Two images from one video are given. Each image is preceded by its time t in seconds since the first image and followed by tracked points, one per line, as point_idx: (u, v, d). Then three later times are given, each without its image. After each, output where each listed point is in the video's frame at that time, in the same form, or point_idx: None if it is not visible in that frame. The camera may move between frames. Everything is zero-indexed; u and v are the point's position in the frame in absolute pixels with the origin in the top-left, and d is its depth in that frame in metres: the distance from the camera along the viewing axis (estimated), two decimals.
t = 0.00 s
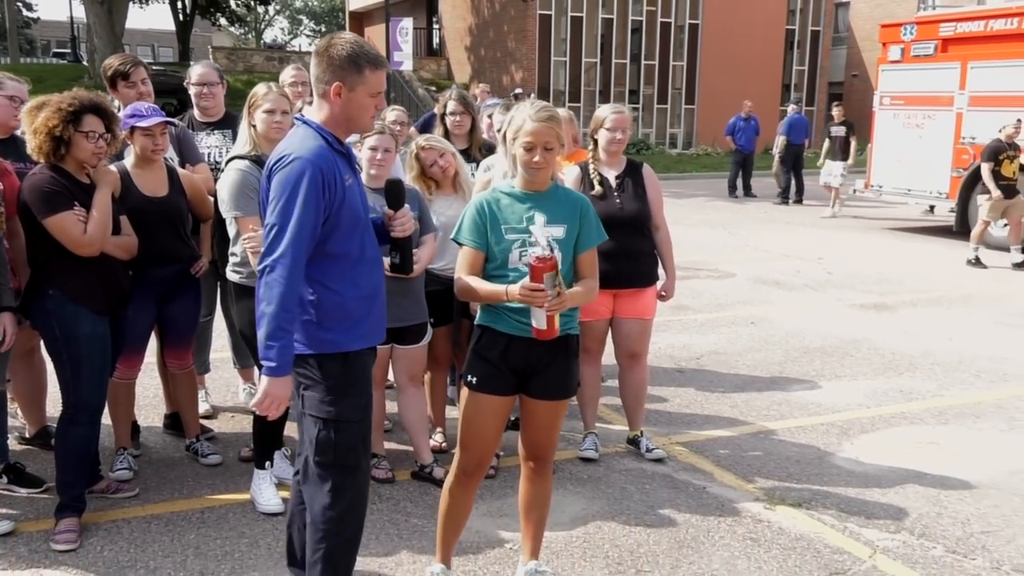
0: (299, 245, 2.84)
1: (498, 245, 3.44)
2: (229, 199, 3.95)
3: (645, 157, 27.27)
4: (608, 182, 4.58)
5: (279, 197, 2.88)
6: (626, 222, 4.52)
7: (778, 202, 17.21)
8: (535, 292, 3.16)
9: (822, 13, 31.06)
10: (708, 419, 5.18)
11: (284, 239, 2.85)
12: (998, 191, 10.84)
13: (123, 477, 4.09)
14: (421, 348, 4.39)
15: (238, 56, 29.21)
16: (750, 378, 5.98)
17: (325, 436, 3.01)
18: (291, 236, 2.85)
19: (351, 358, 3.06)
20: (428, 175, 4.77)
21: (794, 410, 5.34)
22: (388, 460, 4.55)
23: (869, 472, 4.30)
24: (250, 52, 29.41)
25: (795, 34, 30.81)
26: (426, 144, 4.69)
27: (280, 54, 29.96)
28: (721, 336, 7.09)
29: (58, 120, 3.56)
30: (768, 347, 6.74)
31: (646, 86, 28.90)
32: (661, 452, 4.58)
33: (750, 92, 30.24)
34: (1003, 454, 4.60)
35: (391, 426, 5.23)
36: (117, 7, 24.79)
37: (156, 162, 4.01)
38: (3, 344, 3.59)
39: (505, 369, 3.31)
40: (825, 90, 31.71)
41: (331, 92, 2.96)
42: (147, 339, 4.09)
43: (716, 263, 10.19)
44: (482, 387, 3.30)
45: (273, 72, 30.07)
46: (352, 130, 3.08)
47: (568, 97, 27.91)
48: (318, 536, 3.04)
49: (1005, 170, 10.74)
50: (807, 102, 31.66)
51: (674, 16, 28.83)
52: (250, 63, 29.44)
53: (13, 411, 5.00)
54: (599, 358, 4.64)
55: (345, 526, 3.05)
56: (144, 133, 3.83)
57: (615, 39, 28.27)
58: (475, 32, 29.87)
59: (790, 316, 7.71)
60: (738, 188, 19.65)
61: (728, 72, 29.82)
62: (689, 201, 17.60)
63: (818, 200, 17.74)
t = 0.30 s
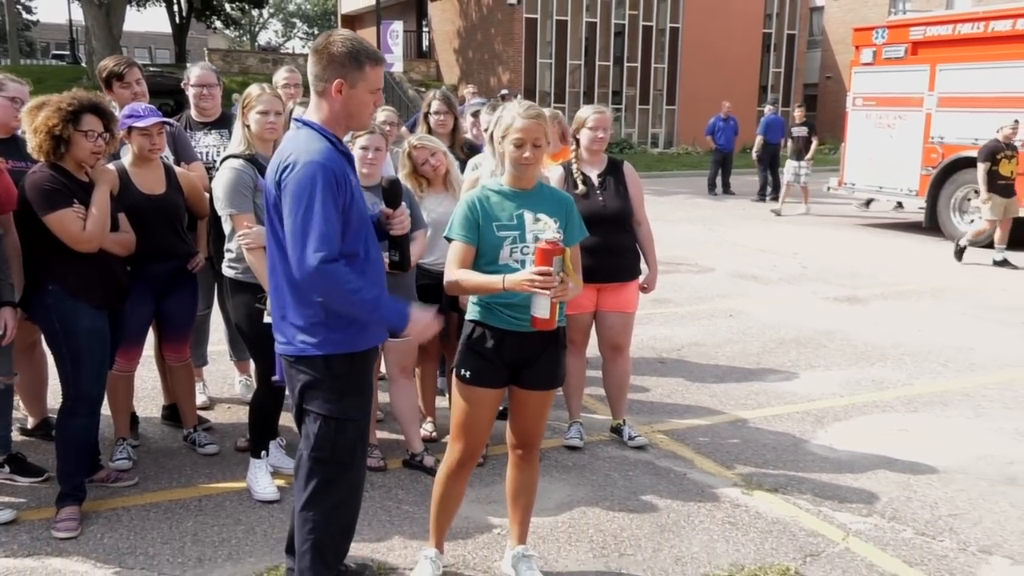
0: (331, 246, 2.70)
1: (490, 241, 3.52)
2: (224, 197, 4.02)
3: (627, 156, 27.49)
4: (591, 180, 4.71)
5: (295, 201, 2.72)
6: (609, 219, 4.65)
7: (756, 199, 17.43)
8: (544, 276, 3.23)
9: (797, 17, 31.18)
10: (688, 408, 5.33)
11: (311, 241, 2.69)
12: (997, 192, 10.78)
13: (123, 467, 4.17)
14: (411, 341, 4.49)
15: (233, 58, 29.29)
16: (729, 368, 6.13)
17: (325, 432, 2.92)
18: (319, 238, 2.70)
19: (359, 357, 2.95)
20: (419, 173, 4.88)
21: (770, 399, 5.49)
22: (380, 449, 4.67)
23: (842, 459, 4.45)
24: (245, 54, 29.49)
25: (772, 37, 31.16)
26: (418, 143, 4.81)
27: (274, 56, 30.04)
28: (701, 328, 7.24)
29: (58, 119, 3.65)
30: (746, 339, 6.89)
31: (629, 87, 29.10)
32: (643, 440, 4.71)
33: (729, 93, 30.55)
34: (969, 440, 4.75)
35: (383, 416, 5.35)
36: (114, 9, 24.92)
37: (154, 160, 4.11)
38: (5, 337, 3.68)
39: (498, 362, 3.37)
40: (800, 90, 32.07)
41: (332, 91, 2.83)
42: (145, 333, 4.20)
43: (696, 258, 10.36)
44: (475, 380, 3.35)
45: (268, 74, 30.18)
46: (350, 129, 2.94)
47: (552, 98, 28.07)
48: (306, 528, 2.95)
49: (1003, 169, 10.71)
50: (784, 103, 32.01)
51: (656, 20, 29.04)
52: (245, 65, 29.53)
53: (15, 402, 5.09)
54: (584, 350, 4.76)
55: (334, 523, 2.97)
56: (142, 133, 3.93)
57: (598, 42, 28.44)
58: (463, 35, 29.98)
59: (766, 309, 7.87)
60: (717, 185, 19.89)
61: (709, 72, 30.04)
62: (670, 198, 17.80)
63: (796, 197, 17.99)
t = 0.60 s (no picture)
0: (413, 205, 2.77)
1: (477, 240, 3.47)
2: (220, 198, 4.14)
3: (609, 157, 27.70)
4: (571, 179, 4.85)
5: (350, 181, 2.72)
6: (591, 217, 4.79)
7: (734, 199, 17.64)
8: (539, 266, 3.23)
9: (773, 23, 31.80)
10: (669, 399, 5.48)
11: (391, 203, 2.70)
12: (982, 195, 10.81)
13: (123, 458, 4.23)
14: (401, 336, 4.62)
15: (229, 63, 29.43)
16: (707, 361, 6.28)
17: (325, 432, 2.99)
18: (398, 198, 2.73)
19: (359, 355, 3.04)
20: (410, 175, 5.01)
21: (747, 390, 5.65)
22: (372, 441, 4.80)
23: (816, 447, 4.61)
24: (240, 59, 29.59)
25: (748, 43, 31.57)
26: (409, 144, 4.95)
27: (268, 61, 30.16)
28: (681, 322, 7.40)
29: (55, 122, 3.76)
30: (724, 332, 7.05)
31: (611, 91, 29.31)
32: (626, 430, 4.85)
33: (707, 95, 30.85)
34: (935, 428, 4.91)
35: (375, 408, 5.48)
36: (114, 15, 25.22)
37: (152, 162, 4.22)
38: (7, 334, 3.79)
39: (484, 354, 3.45)
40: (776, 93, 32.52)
41: (333, 92, 2.86)
42: (144, 328, 4.32)
43: (676, 256, 10.52)
44: (463, 375, 3.42)
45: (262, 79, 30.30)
46: (349, 129, 2.98)
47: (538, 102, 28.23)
48: (301, 522, 3.03)
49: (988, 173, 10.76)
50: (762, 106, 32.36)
51: (637, 26, 29.23)
52: (241, 70, 29.62)
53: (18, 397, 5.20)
54: (568, 345, 4.89)
55: (330, 516, 3.05)
56: (139, 135, 4.04)
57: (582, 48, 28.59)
58: (452, 41, 30.11)
59: (745, 304, 8.04)
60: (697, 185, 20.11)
61: (688, 76, 30.31)
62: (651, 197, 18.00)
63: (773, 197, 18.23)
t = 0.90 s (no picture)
0: (402, 220, 2.91)
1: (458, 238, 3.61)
2: (216, 197, 4.27)
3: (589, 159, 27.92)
4: (556, 179, 5.01)
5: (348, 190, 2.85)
6: (574, 215, 4.95)
7: (709, 198, 17.86)
8: (527, 262, 3.34)
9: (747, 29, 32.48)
10: (647, 389, 5.65)
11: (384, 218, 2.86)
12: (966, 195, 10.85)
13: (123, 449, 4.37)
14: (390, 330, 4.76)
15: (224, 66, 29.58)
16: (684, 352, 6.46)
17: (328, 427, 3.11)
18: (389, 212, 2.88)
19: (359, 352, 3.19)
20: (399, 174, 5.15)
21: (723, 380, 5.83)
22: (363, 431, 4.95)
23: (788, 434, 4.79)
24: (234, 62, 29.66)
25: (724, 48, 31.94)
26: (398, 145, 5.08)
27: (263, 65, 30.28)
28: (660, 316, 7.58)
29: (53, 125, 3.87)
30: (701, 325, 7.22)
31: (592, 94, 29.54)
32: (608, 420, 5.02)
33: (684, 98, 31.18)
34: (900, 416, 5.10)
35: (366, 400, 5.63)
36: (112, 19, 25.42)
37: (148, 162, 4.34)
38: (9, 330, 3.92)
39: (466, 348, 3.55)
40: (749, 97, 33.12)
41: (328, 93, 3.00)
42: (142, 323, 4.45)
43: (654, 252, 10.71)
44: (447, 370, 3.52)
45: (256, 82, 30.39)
46: (343, 129, 3.12)
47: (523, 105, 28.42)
48: (297, 510, 3.15)
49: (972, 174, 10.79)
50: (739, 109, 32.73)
51: (617, 32, 29.46)
52: (236, 73, 29.73)
53: (19, 390, 5.31)
54: (552, 338, 5.03)
55: (325, 506, 3.17)
56: (136, 137, 4.16)
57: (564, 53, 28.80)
58: (439, 46, 30.24)
59: (721, 298, 8.22)
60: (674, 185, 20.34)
61: (667, 79, 30.61)
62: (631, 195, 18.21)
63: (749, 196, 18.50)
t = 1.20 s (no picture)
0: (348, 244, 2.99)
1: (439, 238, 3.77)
2: (213, 196, 4.43)
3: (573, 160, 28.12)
4: (540, 178, 5.18)
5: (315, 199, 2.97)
6: (557, 213, 5.13)
7: (688, 195, 18.07)
8: (516, 258, 3.48)
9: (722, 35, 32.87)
10: (627, 380, 5.83)
11: (334, 238, 2.96)
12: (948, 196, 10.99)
13: (123, 439, 4.56)
14: (381, 324, 4.91)
15: (219, 71, 29.65)
16: (663, 344, 6.64)
17: (319, 417, 3.26)
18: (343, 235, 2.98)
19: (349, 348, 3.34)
20: (389, 174, 5.30)
21: (699, 370, 6.02)
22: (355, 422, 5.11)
23: (761, 422, 4.98)
24: (230, 67, 29.75)
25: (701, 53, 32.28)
26: (388, 146, 5.23)
27: (258, 68, 30.39)
28: (640, 309, 7.76)
29: (52, 127, 3.99)
30: (679, 319, 7.41)
31: (575, 97, 29.74)
32: (591, 410, 5.20)
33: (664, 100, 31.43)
34: (869, 403, 5.31)
35: (358, 391, 5.79)
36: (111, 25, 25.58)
37: (147, 163, 4.48)
38: (13, 324, 4.05)
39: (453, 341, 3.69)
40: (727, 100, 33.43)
41: (321, 94, 3.15)
42: (141, 318, 4.58)
43: (633, 248, 10.89)
44: (434, 363, 3.66)
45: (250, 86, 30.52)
46: (335, 130, 3.26)
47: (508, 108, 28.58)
48: (290, 498, 3.28)
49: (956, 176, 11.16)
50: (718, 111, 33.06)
51: (599, 38, 29.64)
52: (231, 77, 29.88)
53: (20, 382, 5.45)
54: (536, 331, 5.19)
55: (317, 494, 3.31)
56: (135, 139, 4.30)
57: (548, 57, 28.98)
58: (428, 51, 30.38)
59: (699, 292, 8.42)
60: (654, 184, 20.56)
61: (648, 83, 30.86)
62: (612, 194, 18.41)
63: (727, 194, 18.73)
